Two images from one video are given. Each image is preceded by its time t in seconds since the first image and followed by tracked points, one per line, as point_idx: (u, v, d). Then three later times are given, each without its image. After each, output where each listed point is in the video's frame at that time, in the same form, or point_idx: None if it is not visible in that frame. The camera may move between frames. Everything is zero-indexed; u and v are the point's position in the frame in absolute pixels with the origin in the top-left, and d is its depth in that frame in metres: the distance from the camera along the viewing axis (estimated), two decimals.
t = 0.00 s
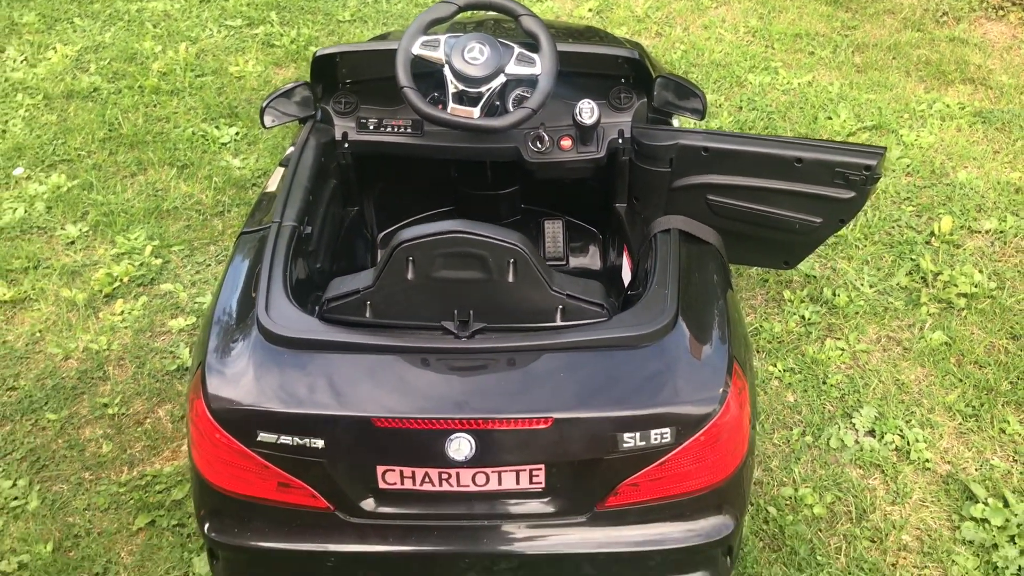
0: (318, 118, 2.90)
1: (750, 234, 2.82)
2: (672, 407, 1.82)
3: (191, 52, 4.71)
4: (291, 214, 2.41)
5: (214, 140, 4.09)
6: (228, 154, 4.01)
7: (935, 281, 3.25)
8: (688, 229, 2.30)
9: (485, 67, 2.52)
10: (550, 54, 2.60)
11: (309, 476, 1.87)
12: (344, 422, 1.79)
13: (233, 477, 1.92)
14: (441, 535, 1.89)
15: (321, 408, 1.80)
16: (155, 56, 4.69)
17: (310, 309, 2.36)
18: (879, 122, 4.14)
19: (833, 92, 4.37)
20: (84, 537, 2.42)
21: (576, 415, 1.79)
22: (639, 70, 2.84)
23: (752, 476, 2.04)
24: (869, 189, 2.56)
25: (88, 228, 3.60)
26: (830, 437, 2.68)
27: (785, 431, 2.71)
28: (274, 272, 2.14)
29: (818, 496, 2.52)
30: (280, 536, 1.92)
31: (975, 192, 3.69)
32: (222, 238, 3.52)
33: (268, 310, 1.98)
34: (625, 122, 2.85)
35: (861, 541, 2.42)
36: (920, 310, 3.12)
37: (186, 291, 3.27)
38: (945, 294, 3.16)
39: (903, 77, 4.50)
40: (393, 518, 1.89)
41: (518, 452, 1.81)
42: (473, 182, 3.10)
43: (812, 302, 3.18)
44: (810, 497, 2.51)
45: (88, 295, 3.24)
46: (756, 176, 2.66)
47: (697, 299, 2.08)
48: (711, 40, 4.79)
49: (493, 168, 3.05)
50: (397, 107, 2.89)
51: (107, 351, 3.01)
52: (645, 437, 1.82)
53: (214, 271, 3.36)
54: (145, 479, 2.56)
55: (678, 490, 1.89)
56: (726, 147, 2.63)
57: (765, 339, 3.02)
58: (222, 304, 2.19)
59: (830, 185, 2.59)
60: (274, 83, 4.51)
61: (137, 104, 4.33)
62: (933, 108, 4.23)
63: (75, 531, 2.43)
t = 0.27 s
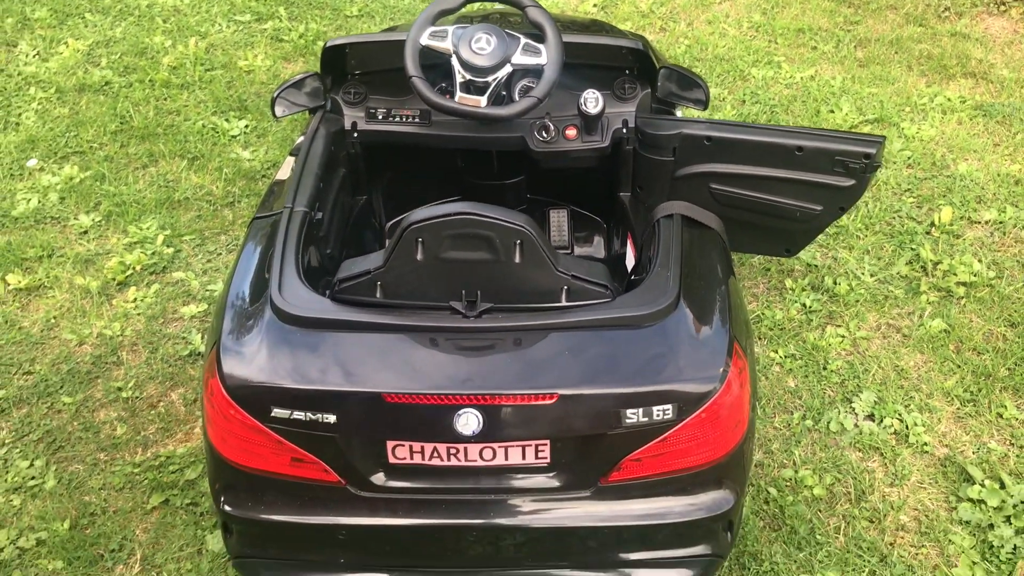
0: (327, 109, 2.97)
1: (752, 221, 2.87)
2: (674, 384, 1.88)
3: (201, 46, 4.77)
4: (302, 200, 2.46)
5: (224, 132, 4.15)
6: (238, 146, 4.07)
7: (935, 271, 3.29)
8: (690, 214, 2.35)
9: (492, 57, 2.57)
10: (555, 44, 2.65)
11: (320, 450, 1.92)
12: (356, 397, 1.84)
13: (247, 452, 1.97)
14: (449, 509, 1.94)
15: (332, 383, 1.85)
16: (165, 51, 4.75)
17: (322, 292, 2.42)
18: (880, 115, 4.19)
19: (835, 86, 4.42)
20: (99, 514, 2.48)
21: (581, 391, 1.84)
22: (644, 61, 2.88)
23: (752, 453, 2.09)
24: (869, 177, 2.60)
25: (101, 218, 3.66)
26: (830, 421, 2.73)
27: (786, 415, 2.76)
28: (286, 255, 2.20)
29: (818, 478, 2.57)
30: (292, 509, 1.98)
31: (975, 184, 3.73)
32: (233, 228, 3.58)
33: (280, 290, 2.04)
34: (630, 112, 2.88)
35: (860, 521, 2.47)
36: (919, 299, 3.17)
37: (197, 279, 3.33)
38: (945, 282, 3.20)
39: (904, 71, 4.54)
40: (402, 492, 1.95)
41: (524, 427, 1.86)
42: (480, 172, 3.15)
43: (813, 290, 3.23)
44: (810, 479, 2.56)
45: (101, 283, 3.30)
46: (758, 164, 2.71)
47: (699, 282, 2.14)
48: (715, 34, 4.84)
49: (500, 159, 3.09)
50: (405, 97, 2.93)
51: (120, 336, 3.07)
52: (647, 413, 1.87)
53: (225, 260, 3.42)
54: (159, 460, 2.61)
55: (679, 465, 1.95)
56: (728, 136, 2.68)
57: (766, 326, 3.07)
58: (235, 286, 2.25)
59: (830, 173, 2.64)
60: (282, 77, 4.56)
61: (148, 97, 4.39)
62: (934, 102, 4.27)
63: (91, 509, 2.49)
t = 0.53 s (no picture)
0: (335, 100, 2.99)
1: (753, 212, 2.91)
2: (675, 365, 1.92)
3: (209, 42, 4.82)
4: (310, 189, 2.51)
5: (231, 126, 4.20)
6: (246, 140, 4.12)
7: (934, 262, 3.33)
8: (692, 202, 2.40)
9: (497, 50, 2.62)
10: (560, 36, 2.69)
11: (329, 430, 1.97)
12: (364, 378, 1.89)
13: (259, 433, 2.02)
14: (455, 488, 1.99)
15: (340, 364, 1.90)
16: (174, 46, 4.80)
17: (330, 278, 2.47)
18: (881, 110, 4.23)
19: (837, 82, 4.46)
20: (112, 497, 2.54)
21: (583, 373, 1.88)
22: (646, 53, 2.93)
23: (752, 435, 2.13)
24: (868, 167, 2.64)
25: (111, 211, 3.71)
26: (830, 408, 2.78)
27: (786, 403, 2.80)
28: (295, 241, 2.25)
29: (818, 464, 2.62)
30: (302, 488, 2.03)
31: (975, 177, 3.77)
32: (241, 219, 3.63)
33: (290, 275, 2.08)
34: (632, 105, 2.93)
35: (858, 505, 2.51)
36: (919, 289, 3.21)
37: (206, 269, 3.38)
38: (943, 273, 3.24)
39: (905, 67, 4.58)
40: (409, 472, 2.00)
41: (528, 408, 1.91)
42: (485, 164, 3.19)
43: (813, 281, 3.27)
44: (810, 464, 2.61)
45: (111, 274, 3.35)
46: (759, 155, 2.75)
47: (700, 268, 2.18)
48: (718, 31, 4.88)
49: (505, 151, 3.14)
50: (411, 90, 2.98)
51: (131, 325, 3.12)
52: (648, 394, 1.92)
53: (233, 251, 3.47)
54: (169, 445, 2.67)
55: (680, 446, 1.99)
56: (730, 127, 2.72)
57: (767, 316, 3.12)
58: (246, 271, 2.30)
59: (830, 164, 2.68)
60: (289, 72, 4.61)
61: (157, 92, 4.44)
62: (934, 97, 4.31)
63: (103, 492, 2.55)
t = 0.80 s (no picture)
0: (340, 95, 3.06)
1: (753, 203, 2.95)
2: (675, 351, 1.95)
3: (214, 38, 4.86)
4: (316, 180, 2.55)
5: (237, 121, 4.24)
6: (251, 135, 4.15)
7: (933, 255, 3.36)
8: (692, 193, 2.43)
9: (500, 43, 2.65)
10: (562, 30, 2.72)
11: (335, 415, 2.00)
12: (368, 364, 1.93)
13: (266, 418, 2.05)
14: (458, 472, 2.02)
15: (345, 349, 1.93)
16: (179, 43, 4.84)
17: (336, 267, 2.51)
18: (881, 105, 4.26)
19: (838, 77, 4.49)
20: (120, 484, 2.64)
21: (584, 358, 1.92)
22: (647, 47, 2.95)
23: (752, 421, 2.17)
24: (867, 159, 2.67)
25: (118, 204, 3.75)
26: (829, 397, 2.81)
27: (785, 392, 2.84)
28: (301, 229, 2.29)
29: (817, 452, 2.65)
30: (309, 472, 2.06)
31: (974, 172, 3.80)
32: (246, 213, 3.67)
33: (296, 262, 2.12)
34: (634, 98, 2.93)
35: (856, 493, 2.55)
36: (918, 282, 3.24)
37: (212, 262, 3.42)
38: (942, 266, 3.27)
39: (906, 63, 4.61)
40: (413, 456, 2.03)
41: (530, 392, 1.94)
42: (488, 157, 3.22)
43: (813, 274, 3.31)
44: (808, 452, 2.64)
45: (119, 266, 3.39)
46: (759, 148, 2.78)
47: (700, 256, 2.21)
48: (720, 27, 4.91)
49: (508, 144, 3.17)
50: (415, 83, 3.00)
51: (139, 317, 3.17)
52: (648, 379, 1.95)
53: (239, 244, 3.51)
54: (176, 432, 2.77)
55: (680, 431, 2.02)
56: (730, 120, 2.75)
57: (767, 308, 3.15)
58: (253, 259, 2.33)
59: (829, 156, 2.71)
60: (294, 68, 4.64)
61: (163, 88, 4.48)
62: (935, 93, 4.34)
63: (112, 478, 2.65)
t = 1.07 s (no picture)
0: (342, 91, 3.07)
1: (753, 198, 2.97)
2: (674, 343, 1.97)
3: (217, 37, 4.88)
4: (318, 174, 2.57)
5: (239, 119, 4.26)
6: (253, 133, 4.17)
7: (932, 250, 3.38)
8: (692, 186, 2.45)
9: (501, 38, 2.66)
10: (563, 26, 2.75)
11: (337, 406, 2.02)
12: (371, 354, 1.95)
13: (267, 408, 2.08)
14: (460, 462, 2.04)
15: (347, 340, 1.95)
16: (182, 41, 4.86)
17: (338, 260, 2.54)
18: (881, 102, 4.27)
19: (838, 75, 4.51)
20: (124, 476, 2.67)
21: (584, 349, 1.93)
22: (648, 43, 2.97)
23: (750, 411, 2.18)
24: (865, 154, 2.69)
25: (122, 201, 3.77)
26: (828, 391, 2.83)
27: (785, 385, 2.86)
28: (304, 222, 2.31)
29: (816, 444, 2.67)
30: (310, 462, 2.08)
31: (973, 168, 3.81)
32: (249, 210, 3.69)
33: (299, 255, 2.14)
34: (634, 94, 2.95)
35: (855, 485, 2.57)
36: (917, 277, 3.26)
37: (215, 258, 3.44)
38: (941, 261, 3.29)
39: (906, 60, 4.63)
40: (415, 446, 2.05)
41: (530, 383, 1.96)
42: (489, 153, 3.24)
43: (813, 269, 3.32)
44: (808, 445, 2.66)
45: (122, 262, 3.42)
46: (758, 143, 2.80)
47: (699, 249, 2.23)
48: (720, 25, 4.92)
49: (509, 140, 3.19)
50: (417, 80, 3.02)
51: (142, 312, 3.20)
52: (648, 370, 1.97)
53: (242, 240, 3.54)
54: (180, 426, 2.79)
55: (679, 421, 2.04)
56: (729, 115, 2.77)
57: (767, 303, 3.17)
58: (256, 252, 2.36)
59: (828, 151, 2.73)
60: (296, 65, 4.66)
61: (166, 85, 4.51)
62: (934, 90, 4.36)
63: (116, 471, 2.68)
